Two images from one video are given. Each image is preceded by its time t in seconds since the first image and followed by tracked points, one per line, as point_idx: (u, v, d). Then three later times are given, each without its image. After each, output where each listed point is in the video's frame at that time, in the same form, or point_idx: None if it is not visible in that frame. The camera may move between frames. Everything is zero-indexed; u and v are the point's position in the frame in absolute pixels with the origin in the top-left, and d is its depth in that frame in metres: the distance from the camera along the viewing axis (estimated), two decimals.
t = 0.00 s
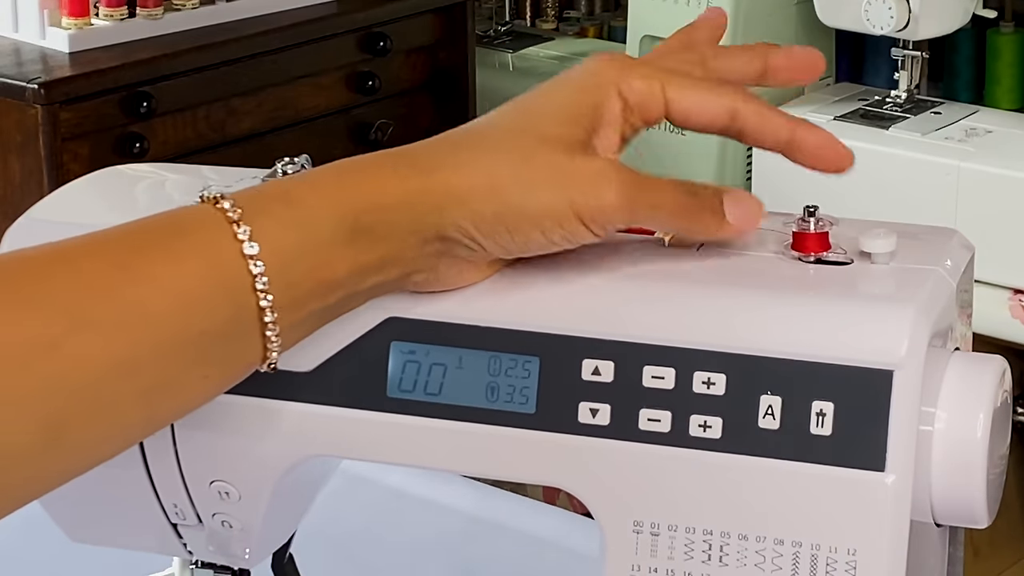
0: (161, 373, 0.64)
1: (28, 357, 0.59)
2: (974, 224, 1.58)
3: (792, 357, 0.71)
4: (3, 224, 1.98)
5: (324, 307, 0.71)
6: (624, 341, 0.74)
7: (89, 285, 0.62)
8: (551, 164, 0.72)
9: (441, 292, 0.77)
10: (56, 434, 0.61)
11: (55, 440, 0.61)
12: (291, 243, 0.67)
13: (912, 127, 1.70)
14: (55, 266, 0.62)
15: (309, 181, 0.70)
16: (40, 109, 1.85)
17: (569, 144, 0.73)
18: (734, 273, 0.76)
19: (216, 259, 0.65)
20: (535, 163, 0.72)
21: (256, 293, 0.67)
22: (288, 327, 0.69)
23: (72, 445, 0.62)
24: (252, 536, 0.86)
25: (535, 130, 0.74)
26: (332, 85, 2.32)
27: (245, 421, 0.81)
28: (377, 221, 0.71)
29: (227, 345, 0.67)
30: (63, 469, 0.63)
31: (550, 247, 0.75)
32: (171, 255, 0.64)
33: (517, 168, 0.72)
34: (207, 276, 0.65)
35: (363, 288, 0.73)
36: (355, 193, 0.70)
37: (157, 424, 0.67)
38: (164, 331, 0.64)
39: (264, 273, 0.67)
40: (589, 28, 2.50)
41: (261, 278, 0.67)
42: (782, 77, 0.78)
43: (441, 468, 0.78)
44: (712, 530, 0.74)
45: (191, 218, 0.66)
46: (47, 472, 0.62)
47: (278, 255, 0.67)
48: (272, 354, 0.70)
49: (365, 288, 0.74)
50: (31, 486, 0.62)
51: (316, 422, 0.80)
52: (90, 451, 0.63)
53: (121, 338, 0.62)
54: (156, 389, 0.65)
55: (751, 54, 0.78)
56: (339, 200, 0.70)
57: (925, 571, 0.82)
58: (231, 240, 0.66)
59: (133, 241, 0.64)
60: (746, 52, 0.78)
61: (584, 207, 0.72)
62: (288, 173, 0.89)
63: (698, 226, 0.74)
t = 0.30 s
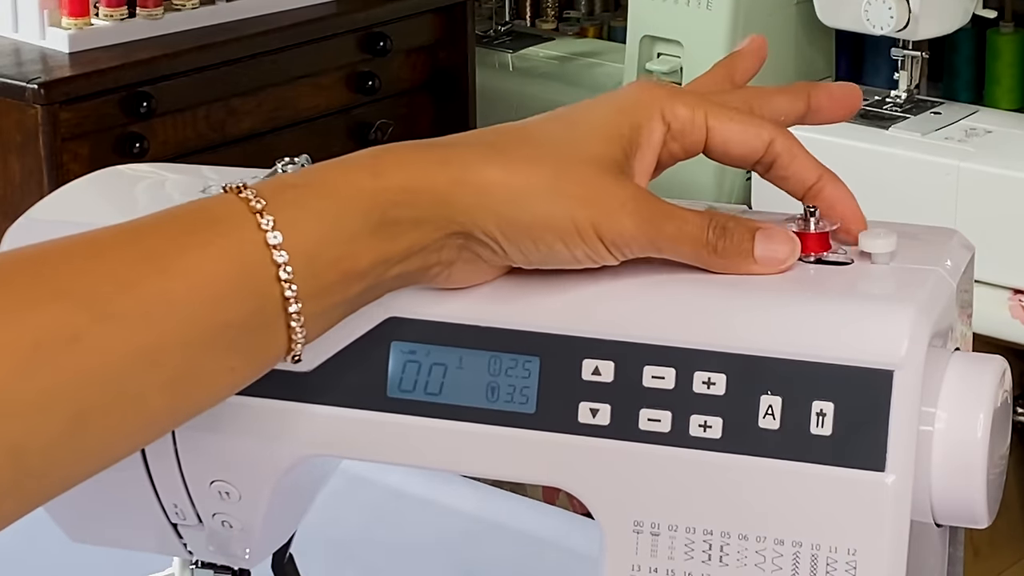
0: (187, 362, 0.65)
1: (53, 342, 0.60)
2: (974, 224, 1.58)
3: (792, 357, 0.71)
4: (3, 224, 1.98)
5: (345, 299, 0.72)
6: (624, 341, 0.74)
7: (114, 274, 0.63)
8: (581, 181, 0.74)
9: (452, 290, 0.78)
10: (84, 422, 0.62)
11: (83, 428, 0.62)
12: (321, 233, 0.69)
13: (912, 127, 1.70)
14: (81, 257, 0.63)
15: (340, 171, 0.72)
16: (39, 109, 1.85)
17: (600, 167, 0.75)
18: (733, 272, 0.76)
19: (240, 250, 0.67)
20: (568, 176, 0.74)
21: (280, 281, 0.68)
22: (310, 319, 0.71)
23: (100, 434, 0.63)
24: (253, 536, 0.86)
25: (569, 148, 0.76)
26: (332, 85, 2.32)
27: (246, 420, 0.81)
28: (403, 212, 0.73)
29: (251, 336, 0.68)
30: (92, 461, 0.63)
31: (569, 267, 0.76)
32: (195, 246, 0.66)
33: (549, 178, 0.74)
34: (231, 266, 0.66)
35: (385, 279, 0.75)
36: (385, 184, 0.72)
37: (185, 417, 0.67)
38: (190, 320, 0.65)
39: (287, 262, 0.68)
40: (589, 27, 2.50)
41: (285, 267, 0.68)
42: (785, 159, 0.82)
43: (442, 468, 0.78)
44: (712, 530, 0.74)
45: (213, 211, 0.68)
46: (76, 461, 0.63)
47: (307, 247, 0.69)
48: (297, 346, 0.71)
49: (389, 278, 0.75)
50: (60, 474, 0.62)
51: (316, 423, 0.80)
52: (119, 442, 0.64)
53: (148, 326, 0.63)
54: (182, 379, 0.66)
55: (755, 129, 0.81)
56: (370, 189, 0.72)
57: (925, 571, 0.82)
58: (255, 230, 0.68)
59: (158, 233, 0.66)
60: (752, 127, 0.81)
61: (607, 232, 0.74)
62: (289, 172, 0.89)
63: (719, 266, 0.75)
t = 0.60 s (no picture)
0: (192, 363, 0.65)
1: (57, 343, 0.60)
2: (974, 224, 1.58)
3: (792, 357, 0.71)
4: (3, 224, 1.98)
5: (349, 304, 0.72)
6: (623, 341, 0.74)
7: (119, 274, 0.63)
8: (588, 179, 0.75)
9: (457, 290, 0.78)
10: (89, 421, 0.62)
11: (88, 427, 0.62)
12: (330, 233, 0.70)
13: (912, 127, 1.70)
14: (85, 257, 0.63)
15: (347, 172, 0.72)
16: (39, 109, 1.85)
17: (605, 162, 0.76)
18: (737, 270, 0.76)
19: (245, 250, 0.67)
20: (575, 175, 0.75)
21: (286, 284, 0.68)
22: (317, 319, 0.71)
23: (104, 434, 0.63)
24: (252, 536, 0.86)
25: (572, 145, 0.76)
26: (332, 85, 2.32)
27: (246, 420, 0.81)
28: (413, 215, 0.73)
29: (256, 337, 0.68)
30: (96, 461, 0.63)
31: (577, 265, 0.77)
32: (200, 247, 0.66)
33: (558, 178, 0.75)
34: (235, 266, 0.66)
35: (394, 279, 0.75)
36: (395, 188, 0.72)
37: (190, 418, 0.67)
38: (195, 320, 0.65)
39: (293, 263, 0.68)
40: (589, 27, 2.50)
41: (291, 269, 0.68)
42: (780, 163, 0.81)
43: (443, 468, 0.78)
44: (713, 530, 0.74)
45: (217, 212, 0.68)
46: (79, 462, 0.62)
47: (314, 248, 0.69)
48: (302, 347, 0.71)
49: (398, 278, 0.75)
50: (64, 475, 0.62)
51: (317, 422, 0.80)
52: (123, 441, 0.64)
53: (153, 327, 0.63)
54: (188, 380, 0.66)
55: (750, 131, 0.81)
56: (379, 193, 0.72)
57: (925, 571, 0.82)
58: (260, 232, 0.68)
59: (163, 234, 0.66)
60: (747, 127, 0.81)
61: (616, 229, 0.75)
62: (288, 172, 0.89)
63: (723, 261, 0.76)
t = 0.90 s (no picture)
0: (190, 367, 0.65)
1: (57, 346, 0.60)
2: (974, 224, 1.58)
3: (792, 356, 0.71)
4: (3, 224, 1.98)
5: (350, 304, 0.72)
6: (623, 341, 0.74)
7: (120, 277, 0.63)
8: (590, 189, 0.75)
9: (458, 296, 0.78)
10: (87, 423, 0.62)
11: (85, 429, 0.62)
12: (332, 244, 0.69)
13: (912, 127, 1.70)
14: (86, 260, 0.63)
15: (352, 182, 0.72)
16: (39, 109, 1.85)
17: (606, 168, 0.76)
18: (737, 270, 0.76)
19: (247, 256, 0.67)
20: (578, 186, 0.75)
21: (287, 294, 0.68)
22: (316, 327, 0.71)
23: (101, 437, 0.63)
24: (253, 536, 0.86)
25: (574, 152, 0.77)
26: (332, 85, 2.32)
27: (246, 420, 0.81)
28: (415, 228, 0.73)
29: (255, 342, 0.68)
30: (92, 462, 0.64)
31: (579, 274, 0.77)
32: (202, 251, 0.66)
33: (561, 189, 0.75)
34: (236, 272, 0.66)
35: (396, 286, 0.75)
36: (399, 201, 0.72)
37: (186, 420, 0.68)
38: (194, 324, 0.65)
39: (294, 273, 0.68)
40: (589, 27, 2.50)
41: (291, 279, 0.68)
42: (779, 167, 0.81)
43: (443, 468, 0.78)
44: (713, 530, 0.74)
45: (219, 216, 0.68)
46: (75, 463, 0.63)
47: (316, 260, 0.69)
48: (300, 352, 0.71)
49: (401, 285, 0.75)
50: (59, 476, 0.62)
51: (318, 423, 0.80)
52: (119, 443, 0.64)
53: (152, 331, 0.63)
54: (184, 383, 0.66)
55: (749, 134, 0.81)
56: (383, 206, 0.72)
57: (924, 571, 0.82)
58: (262, 239, 0.67)
59: (163, 236, 0.66)
60: (746, 129, 0.82)
61: (618, 238, 0.75)
62: (288, 172, 0.89)
63: (724, 260, 0.77)
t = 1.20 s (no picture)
0: (189, 377, 0.66)
1: (57, 358, 0.60)
2: (974, 224, 1.58)
3: (793, 355, 0.71)
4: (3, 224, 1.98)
5: (352, 306, 0.72)
6: (624, 341, 0.74)
7: (122, 288, 0.63)
8: (593, 202, 0.75)
9: (458, 302, 0.77)
10: (84, 432, 0.62)
11: (83, 437, 0.62)
12: (333, 262, 0.70)
13: (912, 127, 1.70)
14: (89, 269, 0.63)
15: (353, 198, 0.72)
16: (40, 109, 1.85)
17: (608, 177, 0.76)
18: (735, 270, 0.76)
19: (250, 270, 0.67)
20: (581, 201, 0.75)
21: (289, 308, 0.69)
22: (315, 334, 0.71)
23: (98, 444, 0.64)
24: (253, 536, 0.86)
25: (575, 163, 0.76)
26: (332, 85, 2.32)
27: (247, 419, 0.81)
28: (416, 246, 0.73)
29: (253, 353, 0.68)
30: (90, 468, 0.64)
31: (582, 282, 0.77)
32: (205, 263, 0.66)
33: (564, 205, 0.75)
34: (238, 283, 0.66)
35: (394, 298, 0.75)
36: (405, 220, 0.72)
37: (184, 426, 0.68)
38: (194, 336, 0.65)
39: (297, 290, 0.68)
40: (589, 28, 2.50)
41: (293, 294, 0.68)
42: (777, 164, 0.84)
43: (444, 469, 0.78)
44: (713, 530, 0.74)
45: (224, 227, 0.68)
46: (72, 470, 0.63)
47: (318, 276, 0.69)
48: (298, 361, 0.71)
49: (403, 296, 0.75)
50: (56, 482, 0.63)
51: (321, 426, 0.80)
52: (118, 451, 0.65)
53: (153, 342, 0.64)
54: (184, 393, 0.66)
55: (748, 132, 0.84)
56: (386, 221, 0.72)
57: (925, 571, 0.82)
58: (267, 253, 0.68)
59: (166, 246, 0.66)
60: (745, 128, 0.84)
61: (620, 247, 0.75)
62: (289, 172, 0.89)
63: (728, 258, 0.77)
